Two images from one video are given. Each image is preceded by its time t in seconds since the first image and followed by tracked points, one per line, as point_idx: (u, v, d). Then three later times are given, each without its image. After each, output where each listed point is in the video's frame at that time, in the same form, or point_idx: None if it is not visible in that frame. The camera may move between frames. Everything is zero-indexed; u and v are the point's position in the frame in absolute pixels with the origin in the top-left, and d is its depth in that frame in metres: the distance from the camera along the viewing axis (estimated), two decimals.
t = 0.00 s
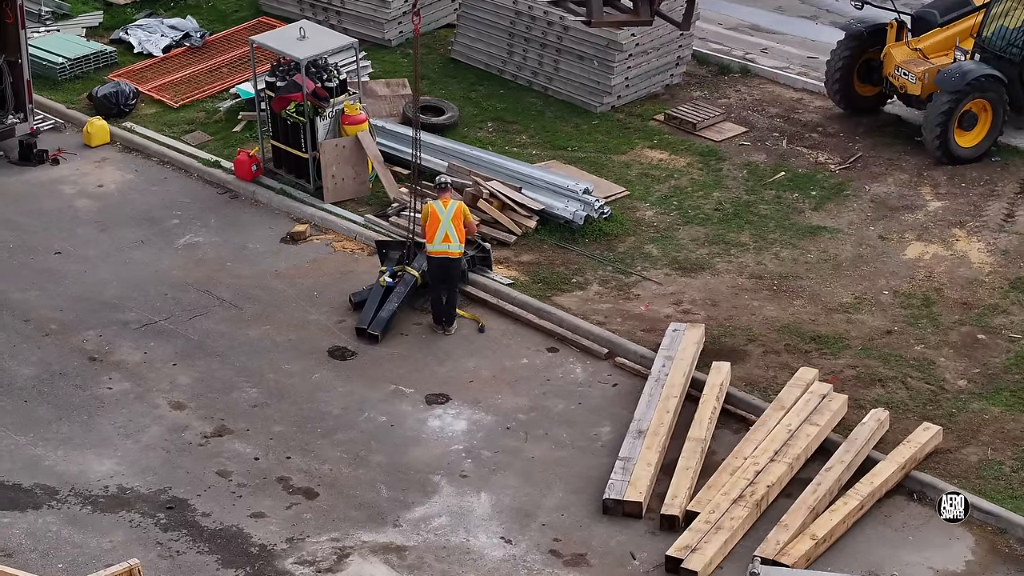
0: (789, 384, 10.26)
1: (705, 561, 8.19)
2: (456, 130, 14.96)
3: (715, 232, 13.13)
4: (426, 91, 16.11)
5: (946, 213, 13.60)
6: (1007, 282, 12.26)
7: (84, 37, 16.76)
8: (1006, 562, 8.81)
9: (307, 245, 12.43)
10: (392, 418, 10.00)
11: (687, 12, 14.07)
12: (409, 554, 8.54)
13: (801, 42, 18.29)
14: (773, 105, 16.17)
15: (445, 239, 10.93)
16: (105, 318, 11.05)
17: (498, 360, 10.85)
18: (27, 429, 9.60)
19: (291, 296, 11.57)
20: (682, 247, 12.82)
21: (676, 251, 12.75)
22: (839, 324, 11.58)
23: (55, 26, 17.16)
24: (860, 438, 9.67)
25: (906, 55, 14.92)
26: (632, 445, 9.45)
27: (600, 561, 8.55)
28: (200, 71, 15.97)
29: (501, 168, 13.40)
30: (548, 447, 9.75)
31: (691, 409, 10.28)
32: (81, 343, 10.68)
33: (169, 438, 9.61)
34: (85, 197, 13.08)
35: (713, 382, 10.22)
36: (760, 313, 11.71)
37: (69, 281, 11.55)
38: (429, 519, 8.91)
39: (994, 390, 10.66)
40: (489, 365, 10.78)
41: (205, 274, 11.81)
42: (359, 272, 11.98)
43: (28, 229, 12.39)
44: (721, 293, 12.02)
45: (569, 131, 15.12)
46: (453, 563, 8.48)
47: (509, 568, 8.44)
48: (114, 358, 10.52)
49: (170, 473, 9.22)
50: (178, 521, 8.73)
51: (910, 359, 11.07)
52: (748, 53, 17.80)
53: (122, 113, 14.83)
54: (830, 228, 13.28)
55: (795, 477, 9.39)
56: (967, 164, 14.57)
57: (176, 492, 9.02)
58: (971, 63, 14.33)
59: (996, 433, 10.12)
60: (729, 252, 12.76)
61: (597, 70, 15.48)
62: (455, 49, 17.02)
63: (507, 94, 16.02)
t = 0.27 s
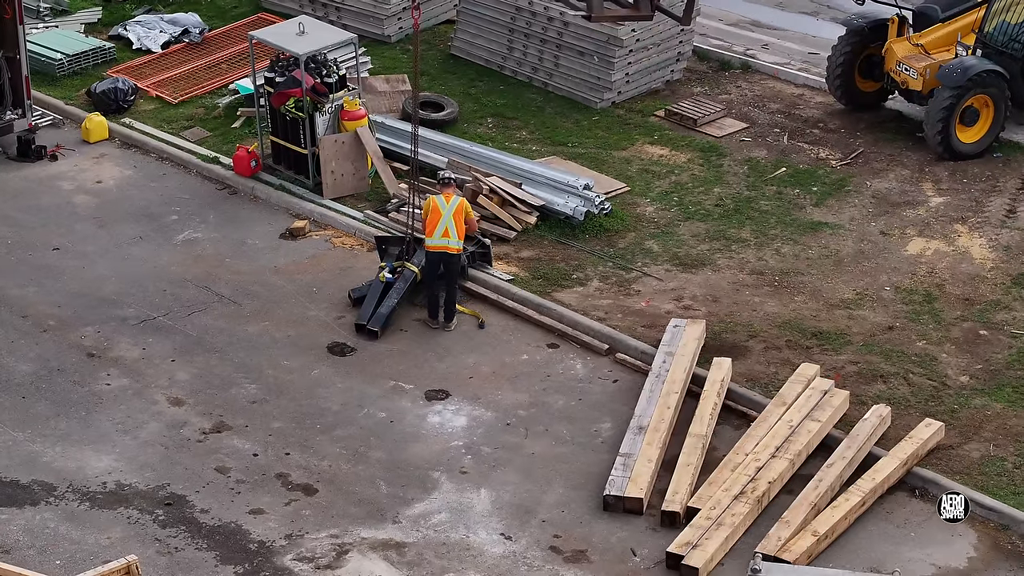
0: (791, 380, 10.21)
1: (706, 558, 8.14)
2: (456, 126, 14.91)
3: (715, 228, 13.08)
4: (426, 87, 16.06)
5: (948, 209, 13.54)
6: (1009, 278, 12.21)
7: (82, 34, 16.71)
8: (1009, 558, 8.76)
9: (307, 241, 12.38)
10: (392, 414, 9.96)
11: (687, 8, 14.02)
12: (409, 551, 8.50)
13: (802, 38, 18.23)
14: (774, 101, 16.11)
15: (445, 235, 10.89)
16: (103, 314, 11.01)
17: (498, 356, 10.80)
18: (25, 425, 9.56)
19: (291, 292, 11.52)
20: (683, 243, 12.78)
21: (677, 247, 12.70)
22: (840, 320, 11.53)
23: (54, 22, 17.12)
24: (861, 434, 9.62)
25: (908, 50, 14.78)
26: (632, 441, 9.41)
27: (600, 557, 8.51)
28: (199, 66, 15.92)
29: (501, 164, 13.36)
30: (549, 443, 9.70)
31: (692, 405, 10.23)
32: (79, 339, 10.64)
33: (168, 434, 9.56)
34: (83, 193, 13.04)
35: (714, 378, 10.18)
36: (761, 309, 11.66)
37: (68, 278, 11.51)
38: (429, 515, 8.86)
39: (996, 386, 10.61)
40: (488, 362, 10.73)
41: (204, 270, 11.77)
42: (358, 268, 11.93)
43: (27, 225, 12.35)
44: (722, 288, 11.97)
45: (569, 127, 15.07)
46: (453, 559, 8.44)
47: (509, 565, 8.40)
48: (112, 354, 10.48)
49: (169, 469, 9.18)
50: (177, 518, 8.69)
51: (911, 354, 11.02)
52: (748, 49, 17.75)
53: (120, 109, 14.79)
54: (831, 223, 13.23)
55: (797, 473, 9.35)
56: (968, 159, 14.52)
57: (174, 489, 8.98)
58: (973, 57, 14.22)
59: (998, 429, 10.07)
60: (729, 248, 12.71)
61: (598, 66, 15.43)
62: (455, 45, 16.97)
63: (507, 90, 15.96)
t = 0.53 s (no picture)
0: (792, 378, 10.16)
1: (708, 557, 8.08)
2: (456, 123, 14.86)
3: (716, 226, 13.03)
4: (426, 84, 16.00)
5: (950, 206, 13.49)
6: (1012, 276, 12.15)
7: (81, 31, 16.66)
8: (1012, 557, 8.70)
9: (306, 239, 12.33)
10: (391, 413, 9.90)
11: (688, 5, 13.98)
12: (409, 550, 8.45)
13: (803, 36, 18.18)
14: (775, 98, 16.05)
15: (444, 232, 10.86)
16: (102, 312, 10.96)
17: (498, 355, 10.75)
18: (23, 424, 9.51)
19: (290, 290, 11.47)
20: (684, 241, 12.72)
21: (678, 245, 12.65)
22: (842, 318, 11.47)
23: (52, 20, 17.06)
24: (864, 432, 9.57)
25: (909, 47, 14.68)
26: (633, 440, 9.35)
27: (601, 557, 8.45)
28: (198, 64, 15.87)
29: (501, 162, 13.30)
30: (549, 441, 9.65)
31: (693, 404, 10.17)
32: (78, 338, 10.59)
33: (166, 433, 9.52)
34: (82, 191, 12.99)
35: (715, 376, 10.13)
36: (762, 307, 11.60)
37: (66, 276, 11.46)
38: (429, 515, 8.81)
39: (999, 384, 10.55)
40: (489, 360, 10.68)
41: (203, 269, 11.72)
42: (358, 266, 11.88)
43: (25, 223, 12.30)
44: (724, 286, 11.91)
45: (569, 125, 15.01)
46: (453, 558, 8.39)
47: (509, 564, 8.35)
48: (111, 352, 10.43)
49: (167, 468, 9.13)
50: (175, 517, 8.64)
51: (914, 353, 10.97)
52: (749, 47, 17.69)
53: (119, 107, 14.75)
54: (833, 221, 13.17)
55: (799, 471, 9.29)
56: (970, 157, 14.46)
57: (173, 488, 8.93)
58: (975, 54, 14.13)
59: (1001, 427, 10.01)
60: (731, 246, 12.66)
61: (598, 63, 15.38)
62: (455, 43, 16.91)
63: (507, 88, 15.91)
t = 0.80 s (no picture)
0: (794, 377, 10.10)
1: (709, 557, 8.02)
2: (456, 122, 14.80)
3: (718, 224, 12.97)
4: (426, 83, 15.95)
5: (953, 205, 13.42)
6: (1015, 275, 12.08)
7: (80, 29, 16.61)
8: (1016, 558, 8.64)
9: (306, 238, 12.28)
10: (391, 412, 9.85)
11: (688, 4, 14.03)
12: (409, 550, 8.39)
13: (805, 34, 18.11)
14: (777, 96, 16.00)
15: (437, 230, 10.77)
16: (100, 311, 10.91)
17: (499, 354, 10.69)
18: (20, 423, 9.45)
19: (289, 289, 11.42)
20: (686, 239, 12.66)
21: (679, 243, 12.59)
22: (845, 317, 11.41)
23: (51, 18, 17.01)
24: (866, 432, 9.51)
25: (911, 45, 14.58)
26: (634, 439, 9.29)
27: (602, 558, 8.40)
28: (197, 62, 15.81)
29: (502, 160, 13.24)
30: (550, 441, 9.59)
31: (695, 403, 10.12)
32: (76, 337, 10.54)
33: (165, 432, 9.46)
34: (81, 189, 12.95)
35: (716, 375, 10.07)
36: (764, 306, 11.54)
37: (64, 274, 11.41)
38: (429, 515, 8.75)
39: (1002, 383, 10.49)
40: (489, 359, 10.63)
41: (202, 268, 11.66)
42: (357, 265, 11.83)
43: (23, 222, 12.24)
44: (725, 285, 11.85)
45: (570, 123, 14.95)
46: (453, 559, 8.33)
47: (509, 565, 8.29)
48: (109, 352, 10.37)
49: (165, 468, 9.07)
50: (174, 517, 8.58)
51: (917, 352, 10.90)
52: (751, 45, 17.63)
53: (118, 105, 14.71)
54: (835, 220, 13.11)
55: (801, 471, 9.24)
56: (972, 155, 14.40)
57: (171, 487, 8.88)
58: (977, 53, 14.11)
59: (1004, 427, 9.95)
60: (732, 245, 12.60)
61: (599, 61, 15.34)
62: (455, 41, 16.85)
63: (508, 86, 15.85)
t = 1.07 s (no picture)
0: (797, 377, 10.04)
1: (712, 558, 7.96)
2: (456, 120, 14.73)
3: (720, 224, 12.90)
4: (427, 81, 15.89)
5: (956, 204, 13.35)
6: (1020, 273, 12.01)
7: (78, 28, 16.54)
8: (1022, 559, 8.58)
9: (306, 237, 12.21)
10: (392, 412, 9.79)
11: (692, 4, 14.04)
12: (409, 551, 8.33)
13: (807, 31, 18.03)
14: (779, 95, 15.93)
15: (427, 225, 10.71)
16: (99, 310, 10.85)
17: (500, 354, 10.63)
18: (19, 422, 9.39)
19: (289, 288, 11.36)
20: (687, 239, 12.60)
21: (681, 242, 12.53)
22: (848, 317, 11.34)
23: (50, 17, 16.95)
24: (870, 432, 9.45)
25: (914, 43, 14.54)
26: (636, 439, 9.23)
27: (604, 559, 8.33)
28: (197, 60, 15.76)
29: (503, 159, 13.17)
30: (551, 442, 9.53)
31: (697, 403, 10.05)
32: (75, 337, 10.49)
33: (164, 432, 9.41)
34: (80, 188, 12.89)
35: (719, 375, 10.02)
36: (766, 306, 11.47)
37: (63, 274, 11.36)
38: (430, 515, 8.69)
39: (1007, 383, 10.42)
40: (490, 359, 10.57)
41: (202, 266, 11.59)
42: (358, 264, 11.77)
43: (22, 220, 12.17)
44: (727, 285, 11.79)
45: (571, 122, 14.89)
46: (454, 560, 8.27)
47: (511, 566, 8.23)
48: (109, 351, 10.32)
49: (165, 468, 9.01)
50: (173, 518, 8.53)
51: (921, 352, 10.83)
52: (753, 43, 17.56)
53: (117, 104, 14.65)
54: (838, 218, 13.04)
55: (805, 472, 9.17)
56: (976, 154, 14.33)
57: (171, 488, 8.82)
58: (981, 51, 14.01)
59: (1009, 427, 9.88)
60: (734, 244, 12.53)
61: (601, 60, 15.30)
62: (456, 39, 16.77)
63: (509, 85, 15.79)
